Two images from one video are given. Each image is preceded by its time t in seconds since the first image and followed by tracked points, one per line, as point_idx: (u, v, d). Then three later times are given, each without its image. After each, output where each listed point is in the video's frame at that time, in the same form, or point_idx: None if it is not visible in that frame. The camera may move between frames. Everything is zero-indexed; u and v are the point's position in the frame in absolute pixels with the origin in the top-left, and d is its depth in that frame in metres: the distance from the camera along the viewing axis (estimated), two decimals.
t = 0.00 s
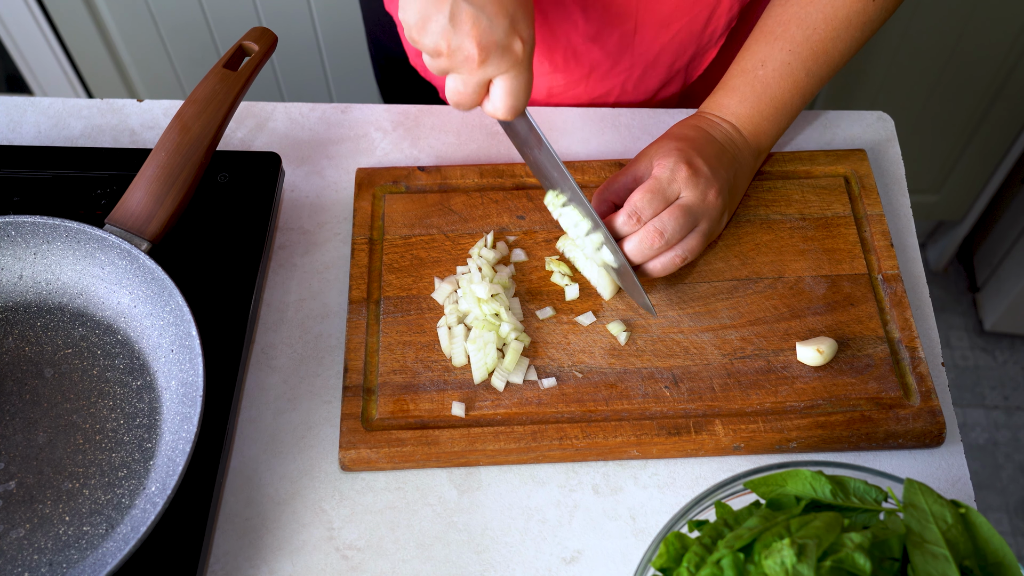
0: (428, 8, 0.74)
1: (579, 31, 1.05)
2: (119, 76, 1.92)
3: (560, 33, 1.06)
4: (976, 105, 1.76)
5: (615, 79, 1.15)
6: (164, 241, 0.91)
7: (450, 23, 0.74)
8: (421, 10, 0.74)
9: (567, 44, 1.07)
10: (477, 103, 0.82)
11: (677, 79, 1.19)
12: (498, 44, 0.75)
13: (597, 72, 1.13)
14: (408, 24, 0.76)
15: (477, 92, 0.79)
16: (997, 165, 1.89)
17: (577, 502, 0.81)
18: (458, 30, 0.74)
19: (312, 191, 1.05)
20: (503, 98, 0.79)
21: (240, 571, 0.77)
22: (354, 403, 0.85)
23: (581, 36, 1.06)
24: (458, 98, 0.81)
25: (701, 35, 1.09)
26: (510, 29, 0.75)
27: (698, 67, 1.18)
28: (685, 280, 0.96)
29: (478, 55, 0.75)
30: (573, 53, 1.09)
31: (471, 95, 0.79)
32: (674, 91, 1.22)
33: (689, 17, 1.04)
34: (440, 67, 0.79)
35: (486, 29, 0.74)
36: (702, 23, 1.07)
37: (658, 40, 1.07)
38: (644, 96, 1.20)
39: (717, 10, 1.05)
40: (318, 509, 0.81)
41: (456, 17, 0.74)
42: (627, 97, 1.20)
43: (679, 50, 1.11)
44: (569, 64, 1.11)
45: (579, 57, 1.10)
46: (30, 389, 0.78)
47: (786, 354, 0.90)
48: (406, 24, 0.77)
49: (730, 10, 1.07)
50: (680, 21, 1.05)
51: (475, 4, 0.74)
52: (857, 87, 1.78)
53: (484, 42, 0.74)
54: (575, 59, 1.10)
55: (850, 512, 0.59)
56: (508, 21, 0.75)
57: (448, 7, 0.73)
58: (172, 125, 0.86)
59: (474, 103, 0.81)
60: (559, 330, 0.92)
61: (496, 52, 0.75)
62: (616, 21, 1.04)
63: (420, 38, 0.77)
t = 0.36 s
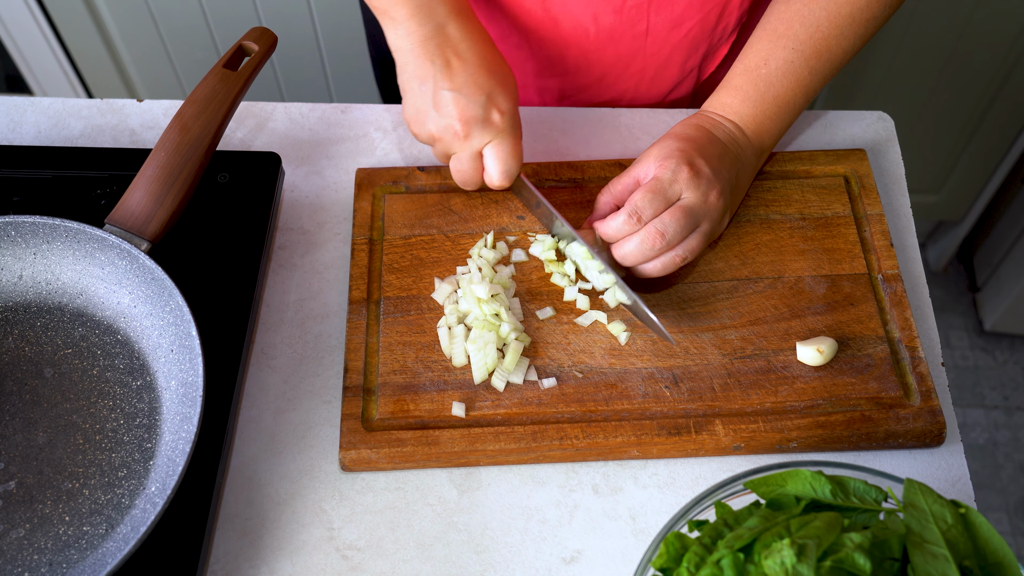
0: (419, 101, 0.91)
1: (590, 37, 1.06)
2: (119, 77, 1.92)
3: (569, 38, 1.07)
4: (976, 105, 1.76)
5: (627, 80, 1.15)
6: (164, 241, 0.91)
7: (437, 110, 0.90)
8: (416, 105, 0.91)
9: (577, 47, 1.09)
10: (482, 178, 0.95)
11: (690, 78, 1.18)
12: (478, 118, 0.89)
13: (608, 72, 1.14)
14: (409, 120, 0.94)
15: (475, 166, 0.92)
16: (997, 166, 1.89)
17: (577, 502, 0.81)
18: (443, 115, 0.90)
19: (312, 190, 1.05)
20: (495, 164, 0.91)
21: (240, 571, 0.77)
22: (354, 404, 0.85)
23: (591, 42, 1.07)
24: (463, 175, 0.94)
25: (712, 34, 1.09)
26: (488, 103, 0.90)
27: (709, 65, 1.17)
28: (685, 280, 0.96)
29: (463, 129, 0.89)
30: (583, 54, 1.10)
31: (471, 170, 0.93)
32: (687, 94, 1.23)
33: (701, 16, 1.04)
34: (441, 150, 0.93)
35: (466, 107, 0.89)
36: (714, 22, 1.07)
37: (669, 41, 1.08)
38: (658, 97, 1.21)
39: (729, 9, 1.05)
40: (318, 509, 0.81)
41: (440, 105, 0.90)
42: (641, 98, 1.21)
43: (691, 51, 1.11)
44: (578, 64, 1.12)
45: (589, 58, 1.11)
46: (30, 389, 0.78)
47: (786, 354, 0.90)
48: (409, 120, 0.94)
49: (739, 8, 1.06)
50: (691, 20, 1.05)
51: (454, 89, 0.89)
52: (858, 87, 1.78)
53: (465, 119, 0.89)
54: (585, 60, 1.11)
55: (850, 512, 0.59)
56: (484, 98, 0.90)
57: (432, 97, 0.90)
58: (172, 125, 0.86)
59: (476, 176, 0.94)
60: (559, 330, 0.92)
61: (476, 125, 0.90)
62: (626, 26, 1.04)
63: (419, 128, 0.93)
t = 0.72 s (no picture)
0: (417, 32, 0.81)
1: (582, 31, 1.06)
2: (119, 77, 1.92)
3: (562, 32, 1.06)
4: (976, 105, 1.76)
5: (619, 78, 1.15)
6: (164, 241, 0.91)
7: (441, 45, 0.80)
8: (413, 35, 0.81)
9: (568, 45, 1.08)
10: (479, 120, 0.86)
11: (681, 76, 1.18)
12: (488, 59, 0.80)
13: (600, 72, 1.13)
14: (402, 49, 0.83)
15: (474, 109, 0.84)
16: (997, 166, 1.89)
17: (577, 502, 0.81)
18: (447, 51, 0.80)
19: (312, 190, 1.05)
20: (499, 110, 0.82)
21: (240, 571, 0.77)
22: (354, 404, 0.85)
23: (584, 36, 1.07)
24: (457, 115, 0.85)
25: (705, 32, 1.09)
26: (498, 44, 0.80)
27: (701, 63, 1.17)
28: (685, 280, 0.96)
29: (469, 71, 0.80)
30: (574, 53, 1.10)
31: (468, 112, 0.84)
32: (677, 91, 1.23)
33: (694, 16, 1.04)
34: (437, 88, 0.84)
35: (474, 46, 0.79)
36: (706, 20, 1.06)
37: (662, 38, 1.07)
38: (648, 95, 1.21)
39: (721, 8, 1.05)
40: (318, 509, 0.81)
41: (446, 40, 0.80)
42: (631, 96, 1.21)
43: (683, 48, 1.10)
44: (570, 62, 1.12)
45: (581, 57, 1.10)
46: (30, 389, 0.78)
47: (786, 354, 0.90)
48: (403, 51, 0.83)
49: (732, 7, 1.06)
50: (683, 19, 1.04)
51: (462, 25, 0.80)
52: (856, 87, 1.78)
53: (473, 58, 0.79)
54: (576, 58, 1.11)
55: (850, 512, 0.59)
56: (495, 37, 0.80)
57: (435, 30, 0.80)
58: (172, 125, 0.86)
59: (474, 118, 0.85)
60: (559, 330, 0.92)
61: (486, 67, 0.80)
62: (619, 21, 1.04)
63: (415, 62, 0.83)
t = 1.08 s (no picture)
0: (442, 107, 0.88)
1: (590, 32, 1.06)
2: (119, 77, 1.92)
3: (570, 34, 1.07)
4: (976, 106, 1.76)
5: (626, 78, 1.15)
6: (164, 241, 0.91)
7: (462, 118, 0.87)
8: (439, 110, 0.88)
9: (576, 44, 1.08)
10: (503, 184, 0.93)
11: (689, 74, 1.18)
12: (505, 127, 0.86)
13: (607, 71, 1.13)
14: (430, 123, 0.91)
15: (496, 175, 0.90)
16: (997, 166, 1.89)
17: (577, 502, 0.81)
18: (467, 123, 0.87)
19: (312, 190, 1.05)
20: (519, 175, 0.89)
21: (240, 571, 0.77)
22: (354, 404, 0.85)
23: (591, 37, 1.07)
24: (483, 181, 0.92)
25: (712, 32, 1.09)
26: (515, 112, 0.86)
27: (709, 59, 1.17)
28: (685, 280, 0.96)
29: (487, 139, 0.86)
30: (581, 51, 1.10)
31: (492, 179, 0.91)
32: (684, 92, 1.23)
33: (702, 15, 1.04)
34: (463, 159, 0.91)
35: (493, 116, 0.86)
36: (713, 21, 1.06)
37: (669, 39, 1.07)
38: (654, 95, 1.21)
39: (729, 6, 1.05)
40: (318, 509, 0.81)
41: (469, 112, 0.86)
42: (637, 97, 1.21)
43: (690, 48, 1.11)
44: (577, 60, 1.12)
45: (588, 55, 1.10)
46: (30, 389, 0.78)
47: (786, 355, 0.90)
48: (431, 124, 0.91)
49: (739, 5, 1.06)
50: (691, 19, 1.04)
51: (480, 96, 0.86)
52: (857, 87, 1.77)
53: (492, 128, 0.86)
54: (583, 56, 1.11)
55: (850, 512, 0.59)
56: (512, 105, 0.86)
57: (457, 103, 0.87)
58: (172, 125, 0.86)
59: (497, 184, 0.92)
60: (559, 330, 0.92)
61: (503, 134, 0.86)
62: (627, 23, 1.04)
63: (441, 134, 0.90)
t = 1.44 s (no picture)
0: (419, 36, 0.82)
1: (586, 32, 1.06)
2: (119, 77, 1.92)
3: (566, 35, 1.07)
4: (976, 106, 1.76)
5: (622, 79, 1.15)
6: (164, 241, 0.91)
7: (441, 47, 0.81)
8: (415, 39, 0.82)
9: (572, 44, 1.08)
10: (484, 122, 0.86)
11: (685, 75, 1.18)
12: (488, 61, 0.80)
13: (603, 72, 1.13)
14: (406, 55, 0.84)
15: (477, 110, 0.84)
16: (997, 166, 1.89)
17: (577, 502, 0.81)
18: (448, 53, 0.81)
19: (312, 190, 1.05)
20: (501, 111, 0.82)
21: (240, 571, 0.77)
22: (354, 404, 0.85)
23: (588, 37, 1.07)
24: (463, 117, 0.85)
25: (707, 34, 1.10)
26: (498, 44, 0.81)
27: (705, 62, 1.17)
28: (685, 279, 0.96)
29: (470, 72, 0.80)
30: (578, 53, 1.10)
31: (473, 114, 0.84)
32: (682, 91, 1.24)
33: (697, 15, 1.04)
34: (441, 91, 0.84)
35: (474, 47, 0.80)
36: (709, 22, 1.07)
37: (666, 40, 1.08)
38: (651, 95, 1.21)
39: (725, 8, 1.05)
40: (318, 509, 0.81)
41: (449, 41, 0.80)
42: (634, 97, 1.21)
43: (686, 49, 1.11)
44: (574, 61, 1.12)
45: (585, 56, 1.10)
46: (30, 389, 0.78)
47: (786, 354, 0.90)
48: (406, 55, 0.84)
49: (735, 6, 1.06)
50: (687, 19, 1.04)
51: (462, 26, 0.80)
52: (857, 87, 1.77)
53: (473, 60, 0.80)
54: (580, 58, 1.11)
55: (850, 512, 0.59)
56: (495, 37, 0.81)
57: (436, 33, 0.81)
58: (172, 125, 0.86)
59: (478, 121, 0.85)
60: (559, 330, 0.92)
61: (486, 68, 0.80)
62: (623, 23, 1.04)
63: (418, 66, 0.84)
